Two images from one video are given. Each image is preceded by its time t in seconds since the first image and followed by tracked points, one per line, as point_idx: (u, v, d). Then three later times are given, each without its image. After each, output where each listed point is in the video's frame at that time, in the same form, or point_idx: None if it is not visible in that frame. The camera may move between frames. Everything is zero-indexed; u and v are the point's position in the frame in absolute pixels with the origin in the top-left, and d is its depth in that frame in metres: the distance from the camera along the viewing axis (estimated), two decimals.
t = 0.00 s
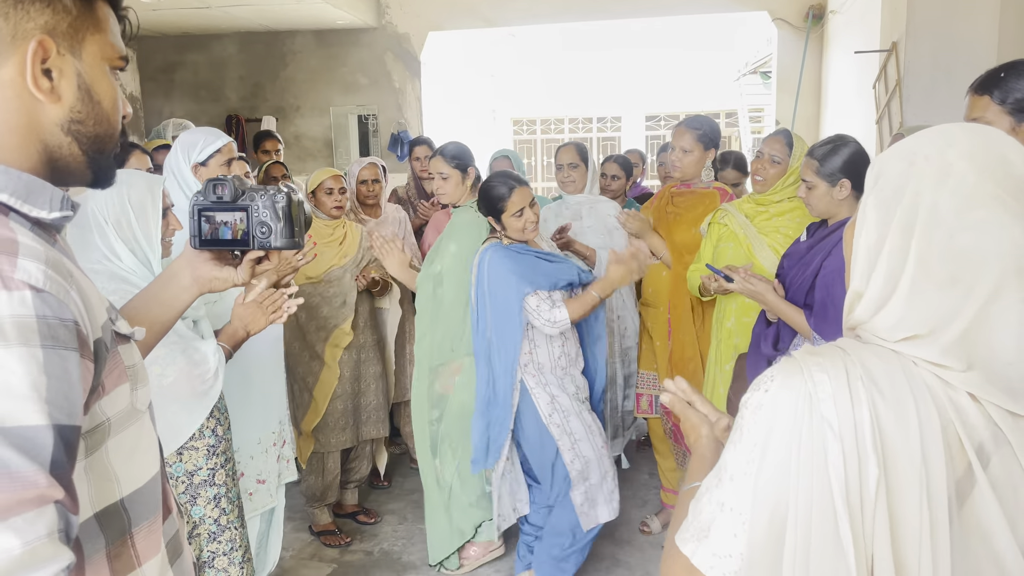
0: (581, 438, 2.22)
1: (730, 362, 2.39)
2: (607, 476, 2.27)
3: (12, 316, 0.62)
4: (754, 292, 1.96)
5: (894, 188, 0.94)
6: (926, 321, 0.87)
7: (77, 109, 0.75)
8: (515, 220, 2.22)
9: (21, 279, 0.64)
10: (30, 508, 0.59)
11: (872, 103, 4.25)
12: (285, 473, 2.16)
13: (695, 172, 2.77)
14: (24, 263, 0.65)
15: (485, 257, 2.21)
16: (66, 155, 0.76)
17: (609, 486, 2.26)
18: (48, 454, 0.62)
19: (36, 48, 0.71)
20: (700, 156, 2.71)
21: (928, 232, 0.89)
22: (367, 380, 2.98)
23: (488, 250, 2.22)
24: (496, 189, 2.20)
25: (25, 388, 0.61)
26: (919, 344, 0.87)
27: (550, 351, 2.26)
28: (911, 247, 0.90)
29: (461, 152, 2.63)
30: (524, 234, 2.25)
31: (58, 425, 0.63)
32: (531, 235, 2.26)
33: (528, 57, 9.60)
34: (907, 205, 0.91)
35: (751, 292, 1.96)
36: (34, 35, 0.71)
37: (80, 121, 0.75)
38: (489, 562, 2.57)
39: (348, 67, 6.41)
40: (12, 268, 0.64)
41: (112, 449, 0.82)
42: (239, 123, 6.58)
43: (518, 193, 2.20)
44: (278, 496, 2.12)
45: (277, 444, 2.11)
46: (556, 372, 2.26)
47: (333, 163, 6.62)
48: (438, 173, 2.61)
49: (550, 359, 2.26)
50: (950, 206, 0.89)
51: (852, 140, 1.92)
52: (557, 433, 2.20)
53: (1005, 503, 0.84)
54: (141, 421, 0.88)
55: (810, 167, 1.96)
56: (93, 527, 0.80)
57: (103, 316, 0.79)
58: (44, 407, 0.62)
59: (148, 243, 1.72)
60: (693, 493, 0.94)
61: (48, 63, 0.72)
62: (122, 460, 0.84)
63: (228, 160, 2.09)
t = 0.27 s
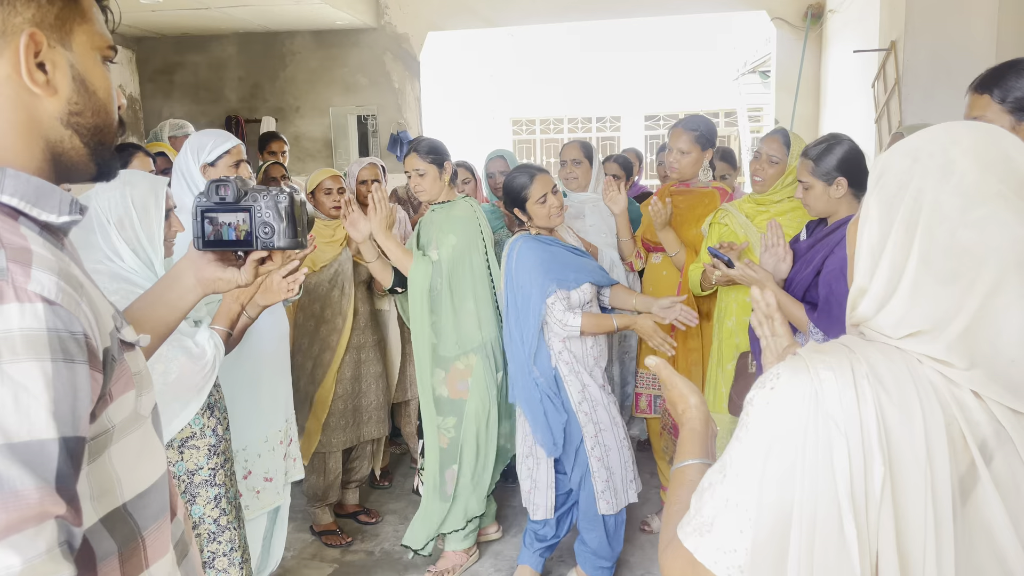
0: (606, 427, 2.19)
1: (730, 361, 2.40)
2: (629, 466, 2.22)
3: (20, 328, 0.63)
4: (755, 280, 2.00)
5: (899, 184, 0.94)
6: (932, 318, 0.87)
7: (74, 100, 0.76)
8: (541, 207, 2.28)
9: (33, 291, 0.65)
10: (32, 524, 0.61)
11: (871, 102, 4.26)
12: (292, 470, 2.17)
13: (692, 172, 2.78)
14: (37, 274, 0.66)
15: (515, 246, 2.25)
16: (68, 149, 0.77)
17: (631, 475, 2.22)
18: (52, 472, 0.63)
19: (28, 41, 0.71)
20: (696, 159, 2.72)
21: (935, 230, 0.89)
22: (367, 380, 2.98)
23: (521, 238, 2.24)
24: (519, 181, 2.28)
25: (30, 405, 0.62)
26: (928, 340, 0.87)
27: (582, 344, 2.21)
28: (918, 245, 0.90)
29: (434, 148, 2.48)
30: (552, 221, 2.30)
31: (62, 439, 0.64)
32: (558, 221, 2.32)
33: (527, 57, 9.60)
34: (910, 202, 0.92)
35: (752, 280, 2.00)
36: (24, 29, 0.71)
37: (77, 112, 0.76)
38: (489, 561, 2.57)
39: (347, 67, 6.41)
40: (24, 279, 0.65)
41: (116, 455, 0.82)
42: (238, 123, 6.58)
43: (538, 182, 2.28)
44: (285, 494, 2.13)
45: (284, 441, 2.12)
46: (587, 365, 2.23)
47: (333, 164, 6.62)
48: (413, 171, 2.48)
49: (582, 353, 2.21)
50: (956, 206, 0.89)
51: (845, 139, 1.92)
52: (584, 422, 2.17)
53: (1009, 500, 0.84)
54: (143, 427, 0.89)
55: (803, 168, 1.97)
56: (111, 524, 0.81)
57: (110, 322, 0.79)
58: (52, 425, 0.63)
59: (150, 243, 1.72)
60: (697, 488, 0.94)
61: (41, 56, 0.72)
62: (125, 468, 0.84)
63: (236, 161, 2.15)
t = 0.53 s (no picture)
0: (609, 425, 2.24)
1: (728, 362, 2.41)
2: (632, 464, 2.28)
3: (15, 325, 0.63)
4: (761, 285, 2.02)
5: (903, 184, 0.94)
6: (933, 315, 0.87)
7: (73, 100, 0.76)
8: (551, 206, 2.29)
9: (32, 288, 0.66)
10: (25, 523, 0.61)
11: (869, 102, 4.27)
12: (295, 471, 2.17)
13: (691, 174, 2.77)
14: (38, 271, 0.67)
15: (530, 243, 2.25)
16: (68, 148, 0.77)
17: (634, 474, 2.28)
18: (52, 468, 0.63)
19: (27, 41, 0.71)
20: (696, 158, 2.72)
21: (936, 229, 0.89)
22: (367, 381, 2.98)
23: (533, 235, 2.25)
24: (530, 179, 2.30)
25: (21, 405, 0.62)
26: (925, 339, 0.87)
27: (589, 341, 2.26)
28: (918, 245, 0.90)
29: (417, 150, 2.42)
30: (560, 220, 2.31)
31: (63, 434, 0.65)
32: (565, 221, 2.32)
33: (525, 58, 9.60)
34: (914, 202, 0.92)
35: (759, 285, 2.01)
36: (23, 29, 0.71)
37: (76, 112, 0.77)
38: (489, 562, 2.57)
39: (346, 69, 6.41)
40: (25, 276, 0.66)
41: (117, 454, 0.83)
42: (237, 125, 6.58)
43: (548, 182, 2.29)
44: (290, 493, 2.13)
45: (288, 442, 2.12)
46: (592, 364, 2.26)
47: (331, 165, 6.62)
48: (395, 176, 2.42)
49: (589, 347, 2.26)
50: (959, 208, 0.89)
51: (837, 140, 1.93)
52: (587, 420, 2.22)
53: (1007, 496, 0.85)
54: (145, 426, 0.89)
55: (800, 171, 1.98)
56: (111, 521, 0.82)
57: (113, 321, 0.80)
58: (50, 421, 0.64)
59: (150, 244, 1.72)
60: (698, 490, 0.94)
61: (39, 56, 0.73)
62: (125, 469, 0.84)
63: (241, 163, 2.23)
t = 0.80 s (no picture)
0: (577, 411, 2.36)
1: (727, 363, 2.40)
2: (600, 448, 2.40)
3: (28, 337, 0.64)
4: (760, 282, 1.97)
5: (896, 192, 0.95)
6: (937, 318, 0.88)
7: (69, 107, 0.76)
8: (539, 197, 2.43)
9: (34, 296, 0.66)
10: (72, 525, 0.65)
11: (866, 105, 4.28)
12: (295, 473, 2.16)
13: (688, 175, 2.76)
14: (36, 279, 0.67)
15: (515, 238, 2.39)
16: (64, 154, 0.77)
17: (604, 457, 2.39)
18: (90, 464, 0.66)
19: (23, 48, 0.72)
20: (693, 160, 2.72)
21: (937, 235, 0.89)
22: (365, 384, 2.99)
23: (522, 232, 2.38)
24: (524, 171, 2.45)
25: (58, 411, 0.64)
26: (928, 342, 0.87)
27: (566, 329, 2.36)
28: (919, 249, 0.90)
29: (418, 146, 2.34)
30: (551, 211, 2.44)
31: (90, 434, 0.67)
32: (557, 212, 2.45)
33: (524, 60, 9.61)
34: (910, 208, 0.92)
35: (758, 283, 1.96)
36: (18, 36, 0.72)
37: (72, 119, 0.77)
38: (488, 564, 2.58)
39: (344, 72, 6.42)
40: (24, 286, 0.65)
41: (125, 459, 0.83)
42: (235, 128, 6.57)
43: (538, 174, 2.43)
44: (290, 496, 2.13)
45: (286, 445, 2.11)
46: (565, 359, 2.35)
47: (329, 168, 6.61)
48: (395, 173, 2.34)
49: (565, 336, 2.36)
50: (957, 211, 0.89)
51: (831, 145, 1.94)
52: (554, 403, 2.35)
53: (1007, 500, 0.85)
54: (150, 432, 0.89)
55: (794, 176, 1.99)
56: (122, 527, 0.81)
57: (112, 323, 0.80)
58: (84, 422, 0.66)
59: (152, 247, 1.74)
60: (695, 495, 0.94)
61: (35, 63, 0.73)
62: (134, 472, 0.85)
63: (242, 167, 2.24)
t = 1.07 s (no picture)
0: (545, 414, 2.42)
1: (726, 368, 2.40)
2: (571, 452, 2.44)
3: (79, 327, 0.63)
4: (765, 294, 2.00)
5: (901, 198, 0.93)
6: (942, 320, 0.87)
7: (62, 115, 0.75)
8: (519, 204, 2.50)
9: (60, 292, 0.65)
10: (180, 486, 0.64)
11: (864, 108, 4.28)
12: (291, 480, 2.22)
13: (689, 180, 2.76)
14: (52, 279, 0.65)
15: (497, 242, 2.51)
16: (57, 162, 0.76)
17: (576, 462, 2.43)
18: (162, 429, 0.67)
19: (18, 56, 0.71)
20: (693, 164, 2.72)
21: (943, 244, 0.89)
22: (363, 389, 2.99)
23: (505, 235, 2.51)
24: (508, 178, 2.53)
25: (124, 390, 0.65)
26: (926, 346, 0.88)
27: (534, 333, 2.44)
28: (924, 260, 0.90)
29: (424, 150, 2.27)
30: (530, 217, 2.50)
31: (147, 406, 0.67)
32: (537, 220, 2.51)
33: (522, 63, 9.62)
34: (917, 217, 0.91)
35: (763, 293, 1.99)
36: (11, 44, 0.71)
37: (65, 127, 0.76)
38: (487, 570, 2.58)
39: (343, 76, 6.42)
40: (47, 287, 0.64)
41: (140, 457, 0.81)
42: (233, 132, 6.58)
43: (521, 181, 2.51)
44: (288, 504, 2.14)
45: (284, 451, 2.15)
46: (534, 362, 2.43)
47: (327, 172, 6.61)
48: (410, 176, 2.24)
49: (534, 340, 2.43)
50: (964, 219, 0.88)
51: (830, 149, 1.94)
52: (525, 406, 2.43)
53: (1004, 508, 0.85)
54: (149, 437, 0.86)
55: (795, 184, 1.99)
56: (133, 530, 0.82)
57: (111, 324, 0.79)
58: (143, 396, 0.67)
59: (154, 250, 1.76)
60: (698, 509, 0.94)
61: (29, 71, 0.72)
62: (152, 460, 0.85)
63: (242, 171, 2.23)
